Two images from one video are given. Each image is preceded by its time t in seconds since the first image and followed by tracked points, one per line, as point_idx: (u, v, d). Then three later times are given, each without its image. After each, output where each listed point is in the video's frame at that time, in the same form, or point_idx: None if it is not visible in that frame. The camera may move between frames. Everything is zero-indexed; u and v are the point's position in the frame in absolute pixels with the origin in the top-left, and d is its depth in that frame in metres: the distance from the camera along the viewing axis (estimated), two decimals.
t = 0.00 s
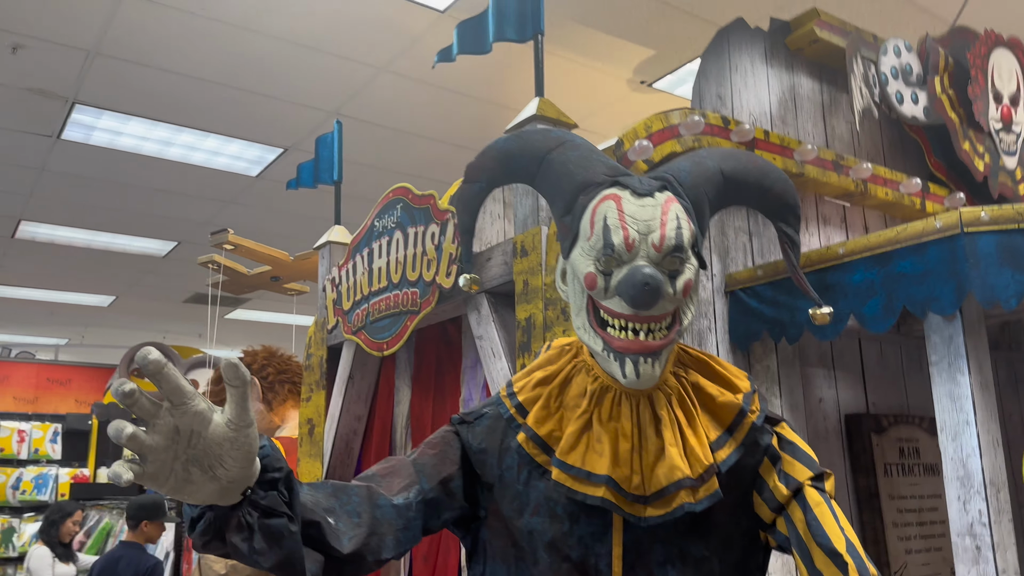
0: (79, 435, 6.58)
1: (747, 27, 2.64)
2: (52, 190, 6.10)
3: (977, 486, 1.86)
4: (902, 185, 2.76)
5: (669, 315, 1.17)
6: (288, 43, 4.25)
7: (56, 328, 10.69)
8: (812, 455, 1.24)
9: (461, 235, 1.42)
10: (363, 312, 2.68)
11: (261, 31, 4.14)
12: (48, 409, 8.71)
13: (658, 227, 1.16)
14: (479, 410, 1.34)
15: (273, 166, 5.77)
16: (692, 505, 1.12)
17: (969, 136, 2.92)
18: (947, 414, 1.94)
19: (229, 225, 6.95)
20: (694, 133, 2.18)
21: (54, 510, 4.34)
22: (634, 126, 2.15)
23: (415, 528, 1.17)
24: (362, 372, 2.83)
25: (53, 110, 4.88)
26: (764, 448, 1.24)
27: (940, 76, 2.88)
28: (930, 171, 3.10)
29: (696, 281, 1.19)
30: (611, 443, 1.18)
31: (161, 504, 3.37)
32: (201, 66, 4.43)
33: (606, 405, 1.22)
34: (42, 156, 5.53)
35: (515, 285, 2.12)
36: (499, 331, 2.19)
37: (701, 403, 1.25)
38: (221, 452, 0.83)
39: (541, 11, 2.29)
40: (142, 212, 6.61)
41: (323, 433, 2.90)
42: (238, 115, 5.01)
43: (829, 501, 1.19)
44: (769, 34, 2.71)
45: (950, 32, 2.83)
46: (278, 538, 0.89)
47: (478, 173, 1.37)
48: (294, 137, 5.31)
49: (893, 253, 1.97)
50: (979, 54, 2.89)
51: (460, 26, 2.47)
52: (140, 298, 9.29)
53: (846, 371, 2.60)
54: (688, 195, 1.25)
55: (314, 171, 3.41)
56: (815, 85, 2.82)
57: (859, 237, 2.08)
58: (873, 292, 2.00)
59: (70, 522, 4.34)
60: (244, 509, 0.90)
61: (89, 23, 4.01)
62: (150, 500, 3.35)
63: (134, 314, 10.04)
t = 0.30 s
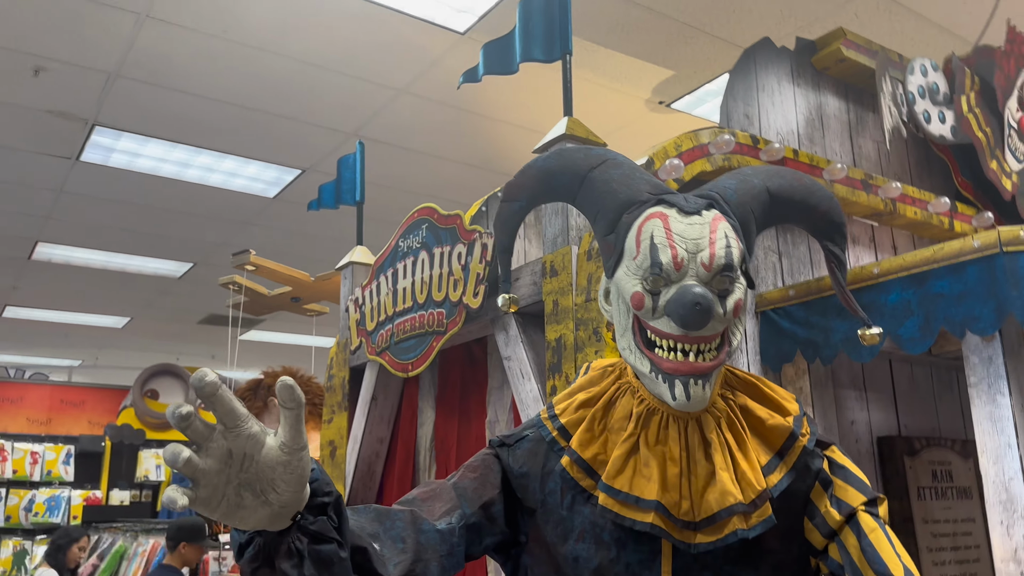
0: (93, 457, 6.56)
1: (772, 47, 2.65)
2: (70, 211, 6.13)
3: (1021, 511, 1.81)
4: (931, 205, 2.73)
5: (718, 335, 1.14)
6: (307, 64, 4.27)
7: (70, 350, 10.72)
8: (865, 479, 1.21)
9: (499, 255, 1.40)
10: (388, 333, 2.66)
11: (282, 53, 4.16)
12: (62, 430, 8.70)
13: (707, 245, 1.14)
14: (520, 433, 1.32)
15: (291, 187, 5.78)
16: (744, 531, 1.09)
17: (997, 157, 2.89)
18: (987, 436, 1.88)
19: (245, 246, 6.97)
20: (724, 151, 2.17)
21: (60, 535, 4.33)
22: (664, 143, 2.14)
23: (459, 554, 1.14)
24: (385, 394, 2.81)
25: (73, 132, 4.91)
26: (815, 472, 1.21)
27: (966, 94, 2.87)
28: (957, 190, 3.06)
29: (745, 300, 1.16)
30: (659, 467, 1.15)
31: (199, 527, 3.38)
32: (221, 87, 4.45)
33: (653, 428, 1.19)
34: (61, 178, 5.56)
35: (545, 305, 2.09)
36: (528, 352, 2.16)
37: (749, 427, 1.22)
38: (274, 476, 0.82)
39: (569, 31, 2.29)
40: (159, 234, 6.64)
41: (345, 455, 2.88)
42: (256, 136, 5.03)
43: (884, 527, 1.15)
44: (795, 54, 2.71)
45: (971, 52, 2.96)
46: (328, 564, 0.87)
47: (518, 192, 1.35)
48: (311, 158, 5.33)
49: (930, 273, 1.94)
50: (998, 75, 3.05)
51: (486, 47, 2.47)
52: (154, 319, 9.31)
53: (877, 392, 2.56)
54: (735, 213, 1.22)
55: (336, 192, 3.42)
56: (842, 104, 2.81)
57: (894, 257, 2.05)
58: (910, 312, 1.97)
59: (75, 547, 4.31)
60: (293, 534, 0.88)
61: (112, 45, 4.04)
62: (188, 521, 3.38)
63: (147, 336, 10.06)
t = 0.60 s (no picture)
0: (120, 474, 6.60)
1: (806, 59, 2.63)
2: (100, 230, 6.20)
3: None
4: (970, 217, 2.69)
5: (770, 349, 1.11)
6: (336, 84, 4.30)
7: (98, 367, 10.81)
8: (923, 497, 1.17)
9: (541, 267, 1.38)
10: (419, 348, 2.65)
11: (311, 72, 4.20)
12: (89, 447, 8.77)
13: (759, 257, 1.12)
14: (563, 449, 1.29)
15: (317, 205, 5.82)
16: (800, 551, 1.06)
17: None
18: None
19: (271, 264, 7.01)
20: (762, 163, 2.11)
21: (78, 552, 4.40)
22: (704, 157, 2.16)
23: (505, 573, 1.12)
24: (416, 410, 2.80)
25: (104, 152, 4.97)
26: (871, 491, 1.17)
27: (1005, 105, 2.81)
28: (996, 202, 2.99)
29: (798, 313, 1.14)
30: (710, 484, 1.12)
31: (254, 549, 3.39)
32: (250, 106, 4.49)
33: (703, 445, 1.16)
34: (92, 197, 5.63)
35: (580, 320, 2.07)
36: (562, 368, 2.13)
37: (802, 443, 1.19)
38: (328, 491, 0.80)
39: (602, 45, 2.27)
40: (187, 252, 6.69)
41: (376, 472, 2.87)
42: (283, 155, 5.06)
43: (943, 546, 1.12)
44: (828, 66, 2.68)
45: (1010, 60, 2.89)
46: None
47: (560, 204, 1.33)
48: (338, 176, 5.36)
49: (976, 285, 1.90)
50: None
51: (518, 62, 2.47)
52: (181, 337, 9.38)
53: (919, 408, 2.50)
54: (785, 224, 1.20)
55: (366, 208, 3.42)
56: (877, 116, 2.77)
57: (937, 269, 2.00)
58: (955, 325, 1.92)
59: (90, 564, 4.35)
60: (344, 552, 0.86)
61: (143, 66, 4.09)
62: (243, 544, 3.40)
63: (174, 353, 10.13)
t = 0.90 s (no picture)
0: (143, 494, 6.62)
1: (832, 72, 2.58)
2: (124, 250, 6.25)
3: None
4: (1002, 232, 2.63)
5: (810, 371, 1.07)
6: (357, 103, 4.32)
7: (121, 386, 10.89)
8: (969, 524, 1.12)
9: (568, 286, 1.35)
10: (441, 368, 2.62)
11: (333, 91, 4.21)
12: (113, 466, 8.81)
13: (796, 275, 1.08)
14: (593, 474, 1.26)
15: (339, 224, 5.84)
16: None
17: None
18: None
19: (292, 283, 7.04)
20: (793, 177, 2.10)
21: None
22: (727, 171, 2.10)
23: None
24: (438, 429, 2.78)
25: (128, 173, 5.02)
26: (914, 517, 1.12)
27: None
28: None
29: (837, 333, 1.10)
30: (747, 512, 1.08)
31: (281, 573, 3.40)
32: (272, 126, 4.52)
33: (738, 470, 1.12)
34: (116, 217, 5.68)
35: (605, 339, 2.03)
36: (588, 388, 2.10)
37: (842, 468, 1.15)
38: (354, 523, 0.78)
39: (625, 60, 2.24)
40: (209, 271, 6.73)
41: (399, 493, 2.84)
42: (305, 174, 5.08)
43: None
44: (853, 80, 2.62)
45: None
46: None
47: (588, 222, 1.30)
48: (359, 195, 5.37)
49: (1012, 301, 1.85)
50: None
51: (539, 79, 2.45)
52: (203, 355, 9.43)
53: (952, 428, 2.44)
54: (822, 241, 1.16)
55: (387, 227, 3.42)
56: (904, 129, 2.72)
57: (972, 286, 1.96)
58: (992, 343, 1.87)
59: None
60: None
61: (167, 87, 4.13)
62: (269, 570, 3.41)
63: (197, 372, 10.19)
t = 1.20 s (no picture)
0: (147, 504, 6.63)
1: (829, 78, 2.60)
2: (127, 260, 6.28)
3: None
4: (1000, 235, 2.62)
5: (800, 375, 1.08)
6: (357, 112, 4.33)
7: (127, 397, 10.91)
8: (961, 527, 1.13)
9: (562, 293, 1.36)
10: (441, 375, 2.63)
11: (333, 101, 4.24)
12: (118, 477, 8.83)
13: (786, 279, 1.09)
14: (587, 479, 1.26)
15: (341, 233, 5.85)
16: None
17: None
18: None
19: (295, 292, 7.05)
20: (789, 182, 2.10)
21: None
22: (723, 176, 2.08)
23: None
24: (439, 436, 2.77)
25: (131, 184, 5.04)
26: (907, 520, 1.12)
27: None
28: None
29: (828, 337, 1.10)
30: (739, 516, 1.08)
31: None
32: (273, 136, 4.54)
33: (731, 474, 1.13)
34: (119, 228, 5.71)
35: (603, 345, 2.04)
36: (586, 394, 2.10)
37: (834, 472, 1.15)
38: (342, 529, 0.82)
39: (621, 67, 2.25)
40: (212, 281, 6.75)
41: (399, 501, 2.84)
42: (306, 184, 5.10)
43: None
44: (850, 84, 2.63)
45: None
46: None
47: (581, 228, 1.31)
48: (361, 204, 5.38)
49: (1008, 305, 1.85)
50: None
51: (537, 87, 2.46)
52: (207, 365, 9.45)
53: (952, 432, 2.45)
54: (812, 245, 1.16)
55: (388, 235, 3.43)
56: (900, 134, 2.78)
57: (968, 289, 1.96)
58: (989, 347, 1.87)
59: None
60: None
61: (168, 97, 4.16)
62: None
63: (201, 382, 10.20)
